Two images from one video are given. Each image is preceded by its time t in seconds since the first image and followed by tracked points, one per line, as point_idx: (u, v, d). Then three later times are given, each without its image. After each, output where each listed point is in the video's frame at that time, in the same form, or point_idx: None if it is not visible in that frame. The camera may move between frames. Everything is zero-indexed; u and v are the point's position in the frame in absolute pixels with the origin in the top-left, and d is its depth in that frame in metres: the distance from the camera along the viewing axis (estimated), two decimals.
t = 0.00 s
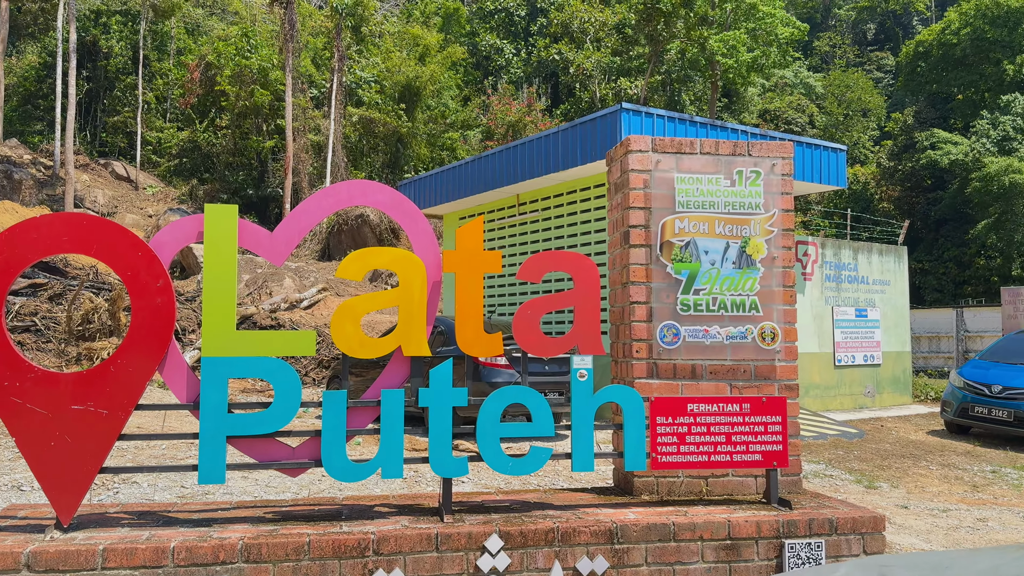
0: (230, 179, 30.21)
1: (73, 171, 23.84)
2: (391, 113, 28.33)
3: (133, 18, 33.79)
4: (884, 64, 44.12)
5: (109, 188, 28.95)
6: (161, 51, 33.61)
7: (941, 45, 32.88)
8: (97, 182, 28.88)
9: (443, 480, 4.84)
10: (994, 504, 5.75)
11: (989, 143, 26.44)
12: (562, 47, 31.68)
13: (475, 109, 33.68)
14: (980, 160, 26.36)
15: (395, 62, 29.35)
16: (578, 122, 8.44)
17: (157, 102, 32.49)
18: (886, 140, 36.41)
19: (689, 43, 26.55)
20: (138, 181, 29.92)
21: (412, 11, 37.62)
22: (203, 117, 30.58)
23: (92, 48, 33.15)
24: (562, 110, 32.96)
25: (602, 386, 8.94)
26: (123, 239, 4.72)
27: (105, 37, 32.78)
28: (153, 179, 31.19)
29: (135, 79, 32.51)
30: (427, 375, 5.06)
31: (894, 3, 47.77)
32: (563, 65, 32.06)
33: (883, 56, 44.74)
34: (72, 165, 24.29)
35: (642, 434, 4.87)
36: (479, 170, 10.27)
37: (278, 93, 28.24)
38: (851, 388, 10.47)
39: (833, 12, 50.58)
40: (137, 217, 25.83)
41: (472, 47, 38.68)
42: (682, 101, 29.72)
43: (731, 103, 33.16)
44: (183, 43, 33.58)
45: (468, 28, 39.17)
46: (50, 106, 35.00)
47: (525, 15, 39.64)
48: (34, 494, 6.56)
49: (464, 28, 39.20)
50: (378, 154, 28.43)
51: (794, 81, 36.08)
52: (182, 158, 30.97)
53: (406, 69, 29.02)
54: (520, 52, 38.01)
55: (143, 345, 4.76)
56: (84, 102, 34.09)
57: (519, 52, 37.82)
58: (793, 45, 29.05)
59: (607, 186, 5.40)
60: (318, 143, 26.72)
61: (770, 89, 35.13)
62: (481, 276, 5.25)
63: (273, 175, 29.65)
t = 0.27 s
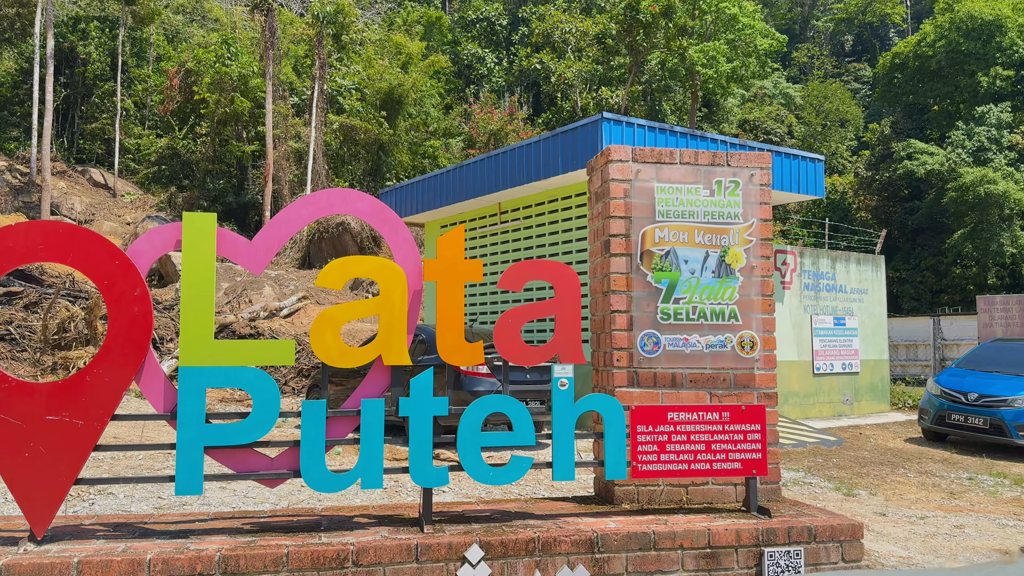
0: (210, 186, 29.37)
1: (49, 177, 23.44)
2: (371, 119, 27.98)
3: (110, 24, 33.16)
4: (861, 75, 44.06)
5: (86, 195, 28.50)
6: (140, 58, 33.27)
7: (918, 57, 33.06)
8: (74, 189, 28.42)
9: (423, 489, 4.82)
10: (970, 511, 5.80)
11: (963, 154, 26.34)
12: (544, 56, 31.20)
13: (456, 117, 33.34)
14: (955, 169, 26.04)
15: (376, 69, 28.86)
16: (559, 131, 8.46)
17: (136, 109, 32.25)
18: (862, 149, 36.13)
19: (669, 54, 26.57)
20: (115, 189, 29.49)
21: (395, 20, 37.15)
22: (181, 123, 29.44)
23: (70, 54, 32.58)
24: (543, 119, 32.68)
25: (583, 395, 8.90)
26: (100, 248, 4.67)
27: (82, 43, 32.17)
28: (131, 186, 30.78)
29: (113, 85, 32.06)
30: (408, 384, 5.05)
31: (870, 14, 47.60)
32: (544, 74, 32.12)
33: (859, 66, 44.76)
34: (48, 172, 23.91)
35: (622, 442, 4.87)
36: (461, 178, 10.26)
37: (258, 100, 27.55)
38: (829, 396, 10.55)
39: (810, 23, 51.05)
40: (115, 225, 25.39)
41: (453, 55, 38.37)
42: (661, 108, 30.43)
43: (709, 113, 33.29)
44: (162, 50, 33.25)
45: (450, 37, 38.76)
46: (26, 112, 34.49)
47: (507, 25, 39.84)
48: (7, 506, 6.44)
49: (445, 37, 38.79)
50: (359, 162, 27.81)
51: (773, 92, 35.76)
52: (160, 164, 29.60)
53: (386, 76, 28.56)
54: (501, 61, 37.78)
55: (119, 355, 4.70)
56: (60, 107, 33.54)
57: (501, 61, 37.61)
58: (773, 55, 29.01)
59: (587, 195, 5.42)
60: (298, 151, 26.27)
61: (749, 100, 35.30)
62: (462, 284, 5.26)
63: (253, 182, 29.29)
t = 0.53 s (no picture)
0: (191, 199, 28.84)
1: (26, 189, 23.06)
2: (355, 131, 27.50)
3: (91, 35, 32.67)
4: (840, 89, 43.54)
5: (64, 207, 28.04)
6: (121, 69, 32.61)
7: (896, 72, 33.40)
8: (53, 202, 27.95)
9: (405, 503, 4.78)
10: (950, 521, 5.84)
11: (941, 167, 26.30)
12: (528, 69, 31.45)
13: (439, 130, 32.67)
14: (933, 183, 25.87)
15: (360, 82, 28.28)
16: (543, 143, 8.50)
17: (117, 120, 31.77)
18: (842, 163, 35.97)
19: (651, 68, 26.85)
20: (95, 200, 29.10)
21: (378, 32, 36.65)
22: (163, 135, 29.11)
23: (49, 66, 32.04)
24: (527, 132, 32.25)
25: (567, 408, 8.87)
26: (80, 261, 4.63)
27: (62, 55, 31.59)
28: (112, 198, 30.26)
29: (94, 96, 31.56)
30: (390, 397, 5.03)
31: (849, 30, 46.11)
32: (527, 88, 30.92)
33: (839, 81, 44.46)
34: (26, 184, 23.57)
35: (605, 455, 4.87)
36: (444, 190, 10.25)
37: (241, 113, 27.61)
38: (811, 407, 10.60)
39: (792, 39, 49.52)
40: (94, 237, 24.89)
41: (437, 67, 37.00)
42: (643, 122, 30.78)
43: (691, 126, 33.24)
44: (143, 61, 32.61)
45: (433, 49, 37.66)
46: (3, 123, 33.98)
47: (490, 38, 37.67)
48: None
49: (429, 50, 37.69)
50: (342, 174, 27.44)
51: (754, 107, 36.07)
52: (140, 177, 29.20)
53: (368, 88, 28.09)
54: (485, 73, 36.61)
55: (98, 369, 4.65)
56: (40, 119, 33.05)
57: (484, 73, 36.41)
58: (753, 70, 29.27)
59: (570, 208, 5.43)
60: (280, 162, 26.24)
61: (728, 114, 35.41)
62: (445, 297, 5.26)
63: (234, 194, 28.91)
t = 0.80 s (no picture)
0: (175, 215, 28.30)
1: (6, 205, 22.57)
2: (342, 148, 26.93)
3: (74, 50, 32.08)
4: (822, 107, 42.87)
5: (46, 223, 27.44)
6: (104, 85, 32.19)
7: (876, 90, 33.59)
8: (34, 218, 27.31)
9: (390, 523, 4.74)
10: (934, 536, 5.86)
11: (921, 184, 26.20)
12: (512, 86, 29.96)
13: (425, 146, 31.85)
14: (914, 201, 25.85)
15: (346, 97, 27.73)
16: (527, 160, 8.52)
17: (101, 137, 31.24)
18: (824, 180, 35.58)
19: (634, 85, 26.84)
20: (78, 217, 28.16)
21: (364, 49, 36.17)
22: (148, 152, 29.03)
23: (32, 81, 31.66)
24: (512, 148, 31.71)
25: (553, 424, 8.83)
26: (60, 279, 4.58)
27: (46, 71, 31.27)
28: (96, 215, 29.10)
29: (76, 112, 31.03)
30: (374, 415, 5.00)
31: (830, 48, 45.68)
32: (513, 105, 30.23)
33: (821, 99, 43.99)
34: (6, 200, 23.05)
35: (590, 472, 4.86)
36: (430, 206, 10.25)
37: (224, 128, 27.08)
38: (794, 423, 10.64)
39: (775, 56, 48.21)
40: (76, 252, 24.31)
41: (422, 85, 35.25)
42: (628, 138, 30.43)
43: (673, 144, 32.93)
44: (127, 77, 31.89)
45: (418, 66, 36.50)
46: None
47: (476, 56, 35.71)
48: None
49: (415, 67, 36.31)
50: (327, 190, 27.14)
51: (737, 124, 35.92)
52: (123, 193, 28.84)
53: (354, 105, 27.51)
54: (470, 91, 35.05)
55: (79, 388, 4.59)
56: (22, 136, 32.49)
57: (470, 90, 34.94)
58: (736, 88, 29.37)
59: (555, 225, 5.44)
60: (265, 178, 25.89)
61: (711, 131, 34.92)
62: (431, 314, 5.27)
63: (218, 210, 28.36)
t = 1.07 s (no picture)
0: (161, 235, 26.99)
1: None
2: (330, 168, 25.87)
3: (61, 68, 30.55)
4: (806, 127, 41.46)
5: (31, 243, 26.48)
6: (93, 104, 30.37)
7: (859, 112, 33.87)
8: (19, 237, 26.34)
9: (376, 546, 4.70)
10: (921, 556, 5.87)
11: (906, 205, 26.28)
12: (500, 106, 30.20)
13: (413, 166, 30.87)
14: (899, 221, 26.01)
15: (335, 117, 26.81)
16: (516, 180, 8.55)
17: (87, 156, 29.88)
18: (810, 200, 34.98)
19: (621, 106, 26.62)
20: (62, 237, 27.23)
21: (353, 68, 35.25)
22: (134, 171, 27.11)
23: (18, 100, 30.27)
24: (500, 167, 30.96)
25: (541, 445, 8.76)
26: (44, 300, 4.54)
27: (31, 89, 29.78)
28: (80, 235, 28.56)
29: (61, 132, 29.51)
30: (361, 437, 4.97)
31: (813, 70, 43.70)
32: (501, 125, 30.35)
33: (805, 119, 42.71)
34: None
35: (579, 493, 4.84)
36: (418, 226, 10.25)
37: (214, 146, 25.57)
38: (782, 442, 10.63)
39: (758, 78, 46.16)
40: (60, 272, 23.41)
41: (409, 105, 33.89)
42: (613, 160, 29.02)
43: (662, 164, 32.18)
44: (115, 97, 30.33)
45: (407, 87, 35.47)
46: None
47: (463, 77, 34.60)
48: None
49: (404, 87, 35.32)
50: (315, 210, 26.08)
51: (723, 145, 35.03)
52: (109, 213, 27.50)
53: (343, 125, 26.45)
54: (459, 111, 33.61)
55: (62, 411, 4.54)
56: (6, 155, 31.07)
57: (458, 110, 33.43)
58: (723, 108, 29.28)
59: (543, 245, 5.46)
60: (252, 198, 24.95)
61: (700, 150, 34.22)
62: (418, 334, 5.26)
63: (205, 230, 27.16)
